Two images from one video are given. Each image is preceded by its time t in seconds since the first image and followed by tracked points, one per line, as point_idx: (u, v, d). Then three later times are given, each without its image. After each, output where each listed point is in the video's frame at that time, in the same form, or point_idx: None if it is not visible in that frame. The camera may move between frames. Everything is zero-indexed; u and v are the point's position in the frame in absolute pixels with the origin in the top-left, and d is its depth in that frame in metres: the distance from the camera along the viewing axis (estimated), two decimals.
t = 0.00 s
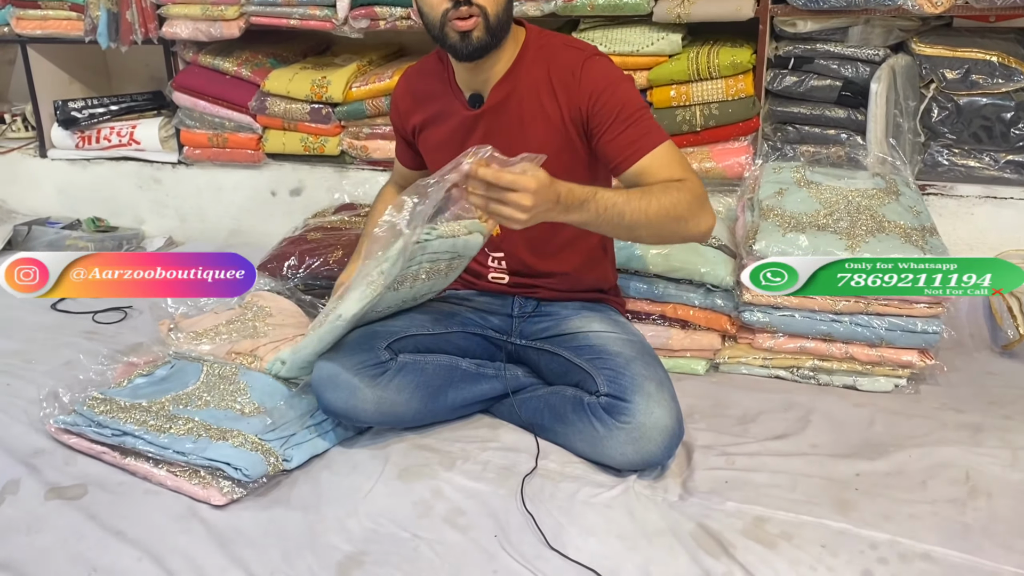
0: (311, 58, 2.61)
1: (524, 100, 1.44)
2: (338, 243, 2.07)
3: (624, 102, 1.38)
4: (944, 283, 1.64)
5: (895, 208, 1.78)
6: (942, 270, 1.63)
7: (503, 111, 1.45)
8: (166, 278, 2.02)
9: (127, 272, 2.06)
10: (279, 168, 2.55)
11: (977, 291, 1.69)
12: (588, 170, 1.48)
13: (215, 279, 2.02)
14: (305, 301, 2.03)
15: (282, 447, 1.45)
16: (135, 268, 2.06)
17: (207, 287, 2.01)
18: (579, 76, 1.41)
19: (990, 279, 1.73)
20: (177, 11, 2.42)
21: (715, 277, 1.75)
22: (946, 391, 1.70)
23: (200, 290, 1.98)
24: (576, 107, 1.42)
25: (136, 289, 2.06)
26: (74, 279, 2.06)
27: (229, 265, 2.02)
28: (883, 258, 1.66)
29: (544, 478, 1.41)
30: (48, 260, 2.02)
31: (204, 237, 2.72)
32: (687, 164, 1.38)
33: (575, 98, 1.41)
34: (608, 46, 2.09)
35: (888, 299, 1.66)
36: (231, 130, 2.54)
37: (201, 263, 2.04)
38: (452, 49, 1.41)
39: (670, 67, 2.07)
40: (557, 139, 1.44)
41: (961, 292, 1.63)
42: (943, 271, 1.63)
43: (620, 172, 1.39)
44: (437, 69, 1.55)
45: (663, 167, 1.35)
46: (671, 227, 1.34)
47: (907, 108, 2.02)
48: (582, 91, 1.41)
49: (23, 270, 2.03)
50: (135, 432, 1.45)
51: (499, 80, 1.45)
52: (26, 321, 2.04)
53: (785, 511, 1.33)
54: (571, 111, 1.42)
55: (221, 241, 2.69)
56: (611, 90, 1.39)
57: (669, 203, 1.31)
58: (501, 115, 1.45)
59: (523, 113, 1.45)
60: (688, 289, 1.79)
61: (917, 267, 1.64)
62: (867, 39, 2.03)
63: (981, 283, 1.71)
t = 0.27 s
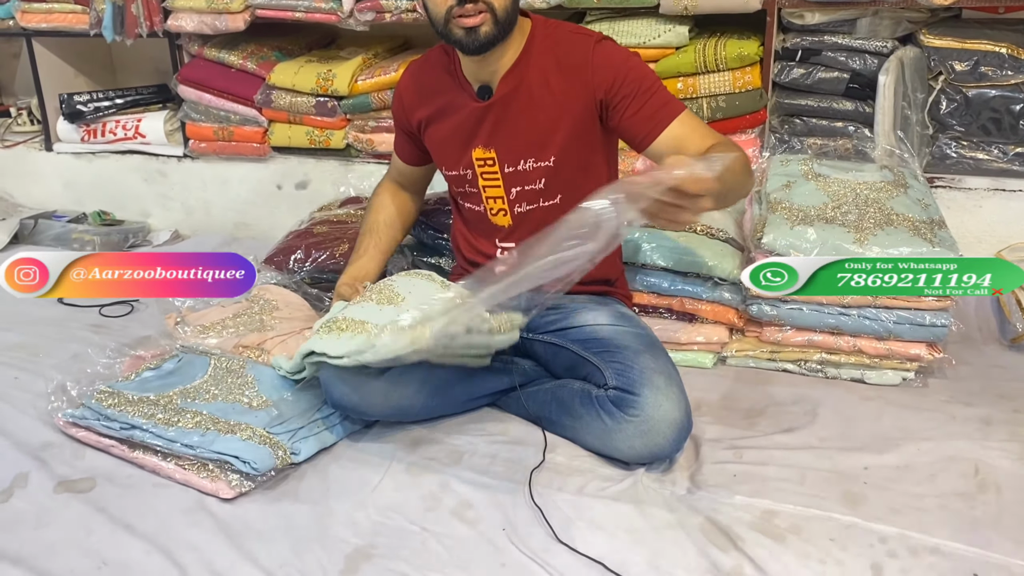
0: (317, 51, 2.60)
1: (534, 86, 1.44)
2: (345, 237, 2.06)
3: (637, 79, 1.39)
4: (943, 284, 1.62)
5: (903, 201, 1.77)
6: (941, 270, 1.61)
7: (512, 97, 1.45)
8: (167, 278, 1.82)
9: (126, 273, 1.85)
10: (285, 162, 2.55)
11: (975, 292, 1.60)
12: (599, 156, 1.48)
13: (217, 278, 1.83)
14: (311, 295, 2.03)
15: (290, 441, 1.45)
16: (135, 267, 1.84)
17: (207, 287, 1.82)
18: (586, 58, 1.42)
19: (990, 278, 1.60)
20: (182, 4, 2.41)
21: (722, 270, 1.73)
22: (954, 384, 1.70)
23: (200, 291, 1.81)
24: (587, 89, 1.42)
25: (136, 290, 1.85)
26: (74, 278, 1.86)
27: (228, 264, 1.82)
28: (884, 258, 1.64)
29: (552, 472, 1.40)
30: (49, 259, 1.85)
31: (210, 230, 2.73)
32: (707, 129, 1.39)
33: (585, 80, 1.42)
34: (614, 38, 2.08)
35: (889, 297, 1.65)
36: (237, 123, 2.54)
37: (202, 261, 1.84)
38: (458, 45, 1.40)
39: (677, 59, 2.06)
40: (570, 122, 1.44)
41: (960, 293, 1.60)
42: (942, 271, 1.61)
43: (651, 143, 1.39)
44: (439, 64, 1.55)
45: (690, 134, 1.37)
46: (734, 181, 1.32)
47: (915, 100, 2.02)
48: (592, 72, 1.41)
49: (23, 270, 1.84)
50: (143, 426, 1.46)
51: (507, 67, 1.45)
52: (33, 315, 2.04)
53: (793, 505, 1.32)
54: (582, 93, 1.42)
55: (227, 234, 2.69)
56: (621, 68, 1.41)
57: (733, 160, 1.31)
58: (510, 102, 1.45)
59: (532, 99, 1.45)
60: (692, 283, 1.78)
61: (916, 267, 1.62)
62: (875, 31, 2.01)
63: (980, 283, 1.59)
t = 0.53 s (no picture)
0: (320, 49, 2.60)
1: (547, 81, 1.44)
2: (349, 235, 2.06)
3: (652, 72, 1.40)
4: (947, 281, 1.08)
5: (909, 199, 1.76)
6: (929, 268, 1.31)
7: (526, 92, 1.45)
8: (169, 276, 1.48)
9: (129, 273, 1.50)
10: (289, 160, 2.55)
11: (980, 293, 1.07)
12: (610, 151, 1.48)
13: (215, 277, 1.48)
14: (315, 293, 2.03)
15: (294, 439, 1.44)
16: (136, 268, 1.51)
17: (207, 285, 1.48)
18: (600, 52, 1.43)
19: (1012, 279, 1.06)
20: (185, 2, 2.41)
21: (727, 268, 1.73)
22: (960, 383, 1.69)
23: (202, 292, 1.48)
24: (601, 84, 1.42)
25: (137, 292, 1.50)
26: (73, 279, 1.52)
27: (226, 263, 1.46)
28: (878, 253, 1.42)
29: (557, 471, 1.40)
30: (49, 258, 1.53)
31: (214, 228, 2.73)
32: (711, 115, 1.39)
33: (600, 74, 1.42)
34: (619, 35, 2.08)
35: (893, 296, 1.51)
36: (240, 121, 2.54)
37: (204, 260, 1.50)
38: (455, 72, 1.43)
39: (682, 57, 2.06)
40: (583, 117, 1.44)
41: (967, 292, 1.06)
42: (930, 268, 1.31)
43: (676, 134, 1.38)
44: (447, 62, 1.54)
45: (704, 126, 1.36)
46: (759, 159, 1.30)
47: (921, 98, 2.01)
48: (607, 67, 1.42)
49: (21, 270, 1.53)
50: (148, 425, 1.46)
51: (519, 64, 1.45)
52: (38, 314, 2.04)
53: (799, 504, 1.32)
54: (596, 87, 1.42)
55: (231, 232, 2.68)
56: (635, 62, 1.41)
57: (784, 158, 1.27)
58: (523, 98, 1.45)
59: (545, 94, 1.44)
60: (698, 281, 1.79)
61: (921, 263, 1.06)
62: (880, 28, 2.01)
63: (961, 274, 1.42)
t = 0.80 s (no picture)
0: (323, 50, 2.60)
1: (555, 86, 1.43)
2: (352, 236, 2.05)
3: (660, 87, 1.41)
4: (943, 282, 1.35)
5: (913, 200, 1.76)
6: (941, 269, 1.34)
7: (533, 96, 1.44)
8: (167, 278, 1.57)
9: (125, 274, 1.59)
10: (291, 161, 2.54)
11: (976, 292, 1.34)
12: (612, 158, 1.48)
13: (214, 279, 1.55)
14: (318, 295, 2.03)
15: (297, 441, 1.44)
16: (135, 267, 1.59)
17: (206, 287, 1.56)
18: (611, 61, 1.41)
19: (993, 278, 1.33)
20: (187, 3, 2.41)
21: (729, 269, 1.73)
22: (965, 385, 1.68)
23: (202, 292, 1.56)
24: (609, 92, 1.41)
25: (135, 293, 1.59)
26: (74, 279, 1.62)
27: (226, 263, 1.53)
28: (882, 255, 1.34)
29: (560, 473, 1.40)
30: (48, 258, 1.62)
31: (216, 229, 2.73)
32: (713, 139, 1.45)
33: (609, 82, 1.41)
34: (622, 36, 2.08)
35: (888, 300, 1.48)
36: (243, 122, 2.54)
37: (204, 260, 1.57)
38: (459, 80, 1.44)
39: (684, 57, 2.05)
40: (589, 124, 1.43)
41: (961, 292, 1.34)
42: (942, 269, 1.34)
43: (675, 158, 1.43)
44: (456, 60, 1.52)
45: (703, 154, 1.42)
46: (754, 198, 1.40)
47: (925, 98, 2.01)
48: (616, 76, 1.41)
49: (24, 270, 1.61)
50: (151, 426, 1.46)
51: (527, 67, 1.44)
52: (41, 315, 2.04)
53: (803, 506, 1.32)
54: (604, 95, 1.42)
55: (233, 233, 2.68)
56: (646, 74, 1.41)
57: (783, 209, 1.39)
58: (530, 102, 1.44)
59: (553, 99, 1.44)
60: (702, 283, 1.78)
61: (917, 267, 1.32)
62: (884, 28, 2.00)
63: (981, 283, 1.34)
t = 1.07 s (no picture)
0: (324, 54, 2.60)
1: (560, 90, 1.42)
2: (353, 240, 2.06)
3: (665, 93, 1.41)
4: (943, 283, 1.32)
5: (914, 203, 1.76)
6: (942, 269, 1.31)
7: (537, 98, 1.43)
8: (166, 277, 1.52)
9: (126, 274, 1.53)
10: (293, 165, 2.55)
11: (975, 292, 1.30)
12: (616, 160, 1.48)
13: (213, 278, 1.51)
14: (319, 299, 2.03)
15: (298, 445, 1.43)
16: (136, 267, 1.54)
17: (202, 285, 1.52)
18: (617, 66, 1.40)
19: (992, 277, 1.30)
20: (189, 8, 2.41)
21: (731, 274, 1.72)
22: (967, 389, 1.68)
23: (201, 291, 1.52)
24: (615, 96, 1.41)
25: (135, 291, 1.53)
26: (74, 279, 1.56)
27: (227, 263, 1.49)
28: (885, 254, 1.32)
29: (562, 478, 1.40)
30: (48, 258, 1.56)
31: (217, 233, 2.73)
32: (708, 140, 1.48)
33: (614, 87, 1.41)
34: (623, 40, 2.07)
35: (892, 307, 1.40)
36: (244, 127, 2.54)
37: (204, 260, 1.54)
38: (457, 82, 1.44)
39: (685, 61, 2.05)
40: (594, 128, 1.43)
41: (960, 292, 1.31)
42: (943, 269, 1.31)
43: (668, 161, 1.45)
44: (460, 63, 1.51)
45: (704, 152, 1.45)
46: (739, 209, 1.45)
47: (926, 102, 2.01)
48: (622, 81, 1.40)
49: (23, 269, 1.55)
50: (152, 431, 1.45)
51: (533, 69, 1.43)
52: (42, 319, 2.04)
53: (805, 510, 1.32)
54: (608, 100, 1.41)
55: (234, 238, 2.68)
56: (652, 80, 1.40)
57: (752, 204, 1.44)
58: (535, 105, 1.43)
59: (558, 103, 1.43)
60: (703, 286, 1.77)
61: (917, 266, 1.31)
62: (885, 32, 2.00)
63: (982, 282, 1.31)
